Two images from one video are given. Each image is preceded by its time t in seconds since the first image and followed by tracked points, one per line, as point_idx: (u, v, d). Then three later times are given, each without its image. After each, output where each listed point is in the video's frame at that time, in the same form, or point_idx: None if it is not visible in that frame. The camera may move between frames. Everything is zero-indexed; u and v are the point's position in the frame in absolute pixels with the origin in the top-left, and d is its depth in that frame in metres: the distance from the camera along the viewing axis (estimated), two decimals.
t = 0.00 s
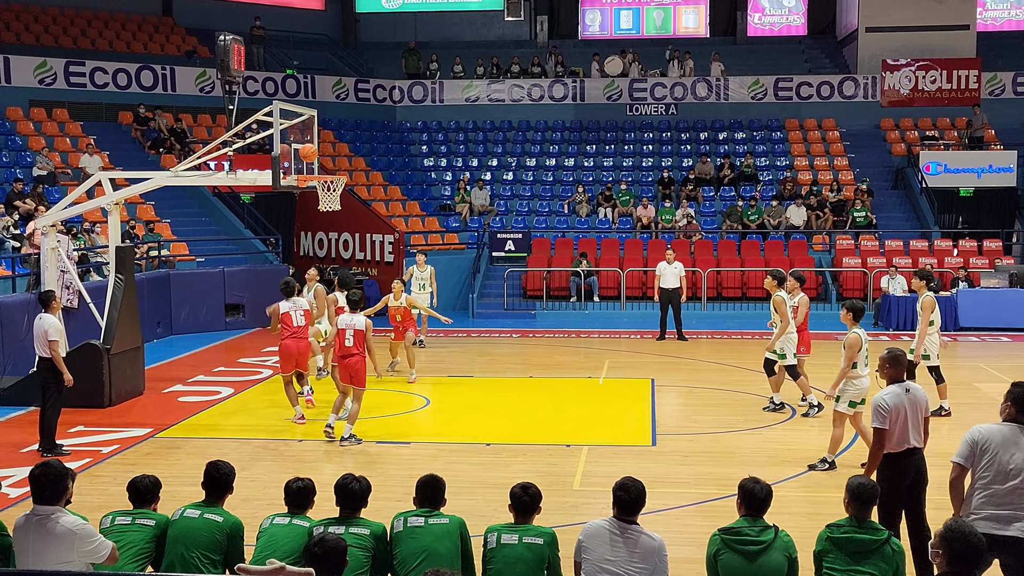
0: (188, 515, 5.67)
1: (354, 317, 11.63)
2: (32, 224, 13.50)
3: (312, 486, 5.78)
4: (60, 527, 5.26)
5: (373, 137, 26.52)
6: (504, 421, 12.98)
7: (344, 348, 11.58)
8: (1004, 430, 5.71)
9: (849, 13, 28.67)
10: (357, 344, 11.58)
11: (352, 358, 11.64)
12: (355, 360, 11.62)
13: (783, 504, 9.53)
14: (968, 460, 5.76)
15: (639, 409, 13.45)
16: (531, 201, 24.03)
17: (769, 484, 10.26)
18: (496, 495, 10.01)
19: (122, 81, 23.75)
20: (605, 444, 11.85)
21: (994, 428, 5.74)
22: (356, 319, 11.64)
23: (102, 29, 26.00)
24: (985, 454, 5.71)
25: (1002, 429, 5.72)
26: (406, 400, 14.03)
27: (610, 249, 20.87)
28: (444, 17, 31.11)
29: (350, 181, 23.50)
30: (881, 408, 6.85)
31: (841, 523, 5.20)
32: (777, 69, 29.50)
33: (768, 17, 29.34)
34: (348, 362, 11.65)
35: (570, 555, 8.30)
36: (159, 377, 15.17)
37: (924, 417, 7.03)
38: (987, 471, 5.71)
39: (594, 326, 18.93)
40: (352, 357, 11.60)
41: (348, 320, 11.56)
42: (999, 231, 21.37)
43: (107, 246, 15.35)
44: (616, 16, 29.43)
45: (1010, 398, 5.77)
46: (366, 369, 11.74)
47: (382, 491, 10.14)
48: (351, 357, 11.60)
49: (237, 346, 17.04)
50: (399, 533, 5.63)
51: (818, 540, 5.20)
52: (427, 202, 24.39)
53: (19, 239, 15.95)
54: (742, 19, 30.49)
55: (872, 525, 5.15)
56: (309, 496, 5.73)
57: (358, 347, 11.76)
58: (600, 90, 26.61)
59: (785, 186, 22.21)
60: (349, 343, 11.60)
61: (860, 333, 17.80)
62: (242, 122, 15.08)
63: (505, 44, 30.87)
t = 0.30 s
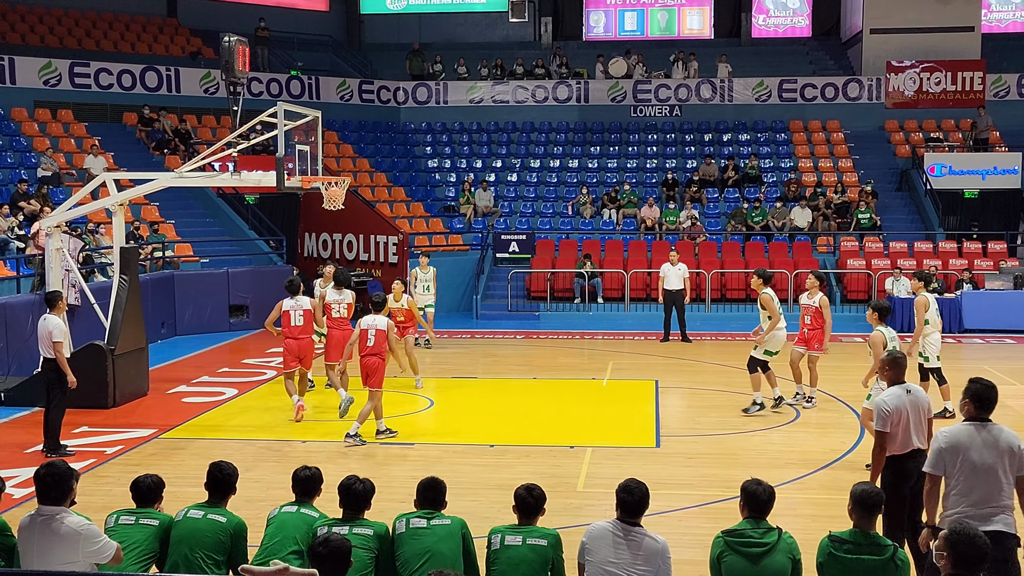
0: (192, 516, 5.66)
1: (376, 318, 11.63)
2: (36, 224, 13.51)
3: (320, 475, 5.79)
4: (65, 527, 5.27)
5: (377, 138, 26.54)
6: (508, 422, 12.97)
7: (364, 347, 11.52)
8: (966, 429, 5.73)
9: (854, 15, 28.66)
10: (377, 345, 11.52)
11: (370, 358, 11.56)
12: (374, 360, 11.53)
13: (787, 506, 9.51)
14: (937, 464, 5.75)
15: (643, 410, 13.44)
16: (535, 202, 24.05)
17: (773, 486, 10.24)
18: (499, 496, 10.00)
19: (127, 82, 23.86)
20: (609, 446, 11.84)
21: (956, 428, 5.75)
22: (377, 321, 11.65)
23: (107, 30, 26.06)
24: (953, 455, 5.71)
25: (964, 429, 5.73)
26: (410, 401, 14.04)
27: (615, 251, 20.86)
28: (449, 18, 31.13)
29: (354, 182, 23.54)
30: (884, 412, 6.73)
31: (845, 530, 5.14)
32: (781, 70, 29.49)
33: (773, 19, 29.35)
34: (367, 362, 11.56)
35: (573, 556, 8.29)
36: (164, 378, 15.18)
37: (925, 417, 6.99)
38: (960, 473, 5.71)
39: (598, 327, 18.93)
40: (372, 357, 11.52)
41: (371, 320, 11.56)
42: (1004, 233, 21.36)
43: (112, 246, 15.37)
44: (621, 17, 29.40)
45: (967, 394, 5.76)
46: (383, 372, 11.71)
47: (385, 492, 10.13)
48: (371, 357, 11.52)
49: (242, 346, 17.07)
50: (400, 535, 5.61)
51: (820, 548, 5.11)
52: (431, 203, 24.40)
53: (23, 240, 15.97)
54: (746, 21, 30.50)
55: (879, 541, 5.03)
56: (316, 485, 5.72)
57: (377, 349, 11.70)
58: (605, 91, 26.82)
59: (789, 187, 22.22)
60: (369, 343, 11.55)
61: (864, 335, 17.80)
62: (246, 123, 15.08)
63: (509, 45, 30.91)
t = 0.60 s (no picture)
0: (191, 516, 5.64)
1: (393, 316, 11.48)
2: (36, 225, 13.50)
3: (310, 413, 6.26)
4: (65, 527, 5.27)
5: (378, 139, 26.55)
6: (509, 423, 12.96)
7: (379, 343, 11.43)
8: (915, 425, 5.82)
9: (855, 16, 28.65)
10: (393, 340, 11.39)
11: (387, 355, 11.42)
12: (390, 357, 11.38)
13: (787, 508, 9.50)
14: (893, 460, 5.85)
15: (643, 411, 13.44)
16: (535, 203, 24.05)
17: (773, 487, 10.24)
18: (499, 497, 10.00)
19: (128, 82, 23.89)
20: (609, 447, 11.84)
21: (905, 426, 5.84)
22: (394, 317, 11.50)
23: (108, 31, 26.05)
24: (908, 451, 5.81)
25: (915, 427, 5.82)
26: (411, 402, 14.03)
27: (615, 251, 20.85)
28: (449, 19, 31.13)
29: (354, 183, 23.56)
30: (884, 408, 6.78)
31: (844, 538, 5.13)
32: (781, 72, 29.44)
33: (774, 20, 29.39)
34: (385, 359, 11.42)
35: (573, 557, 8.29)
36: (164, 379, 15.16)
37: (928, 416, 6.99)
38: (916, 470, 5.82)
39: (599, 328, 18.91)
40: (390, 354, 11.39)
41: (387, 316, 11.46)
42: (1005, 235, 21.34)
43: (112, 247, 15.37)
44: (621, 18, 29.40)
45: (914, 389, 5.82)
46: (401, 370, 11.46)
47: (385, 493, 10.13)
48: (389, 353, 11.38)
49: (242, 347, 17.07)
50: (399, 534, 5.58)
51: (819, 556, 5.11)
52: (432, 204, 24.39)
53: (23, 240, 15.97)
54: (747, 22, 30.52)
55: (879, 552, 5.01)
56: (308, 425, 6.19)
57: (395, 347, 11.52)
58: (605, 92, 26.90)
59: (790, 188, 22.22)
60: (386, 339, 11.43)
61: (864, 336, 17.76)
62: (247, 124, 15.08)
63: (509, 46, 30.91)
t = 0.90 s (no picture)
0: (190, 518, 5.62)
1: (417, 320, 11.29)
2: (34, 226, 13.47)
3: (304, 387, 6.11)
4: (59, 529, 5.22)
5: (376, 140, 26.53)
6: (506, 425, 12.95)
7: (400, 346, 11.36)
8: (877, 421, 6.05)
9: (852, 19, 28.69)
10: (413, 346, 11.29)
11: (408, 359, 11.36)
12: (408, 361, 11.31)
13: (785, 510, 9.49)
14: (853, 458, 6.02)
15: (641, 414, 13.45)
16: (533, 205, 24.07)
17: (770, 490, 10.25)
18: (497, 499, 10.00)
19: (126, 84, 23.87)
20: (607, 449, 11.85)
21: (868, 422, 6.06)
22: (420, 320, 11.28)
23: (106, 32, 26.02)
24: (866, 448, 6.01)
25: (879, 424, 6.04)
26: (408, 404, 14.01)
27: (613, 254, 20.87)
28: (448, 21, 31.15)
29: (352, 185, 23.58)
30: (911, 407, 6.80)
31: (840, 540, 5.13)
32: (780, 74, 29.44)
33: (771, 23, 29.30)
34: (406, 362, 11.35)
35: (570, 560, 8.28)
36: (162, 380, 15.14)
37: (962, 432, 6.63)
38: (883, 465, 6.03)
39: (597, 331, 18.92)
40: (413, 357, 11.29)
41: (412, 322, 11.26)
42: (1002, 238, 21.39)
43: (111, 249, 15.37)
44: (620, 21, 29.42)
45: (869, 386, 6.08)
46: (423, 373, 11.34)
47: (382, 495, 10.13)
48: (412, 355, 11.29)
49: (240, 348, 17.07)
50: (400, 535, 5.50)
51: (815, 559, 5.10)
52: (429, 206, 24.39)
53: (21, 242, 15.95)
54: (745, 25, 30.58)
55: (873, 551, 5.01)
56: (303, 398, 6.06)
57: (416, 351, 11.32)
58: (603, 94, 26.92)
59: (788, 191, 22.27)
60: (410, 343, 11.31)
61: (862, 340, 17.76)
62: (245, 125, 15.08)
63: (507, 48, 30.92)
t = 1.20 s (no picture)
0: (198, 493, 5.62)
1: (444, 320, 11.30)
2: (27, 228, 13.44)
3: (306, 390, 5.96)
4: (43, 530, 5.16)
5: (370, 142, 26.52)
6: (500, 428, 12.94)
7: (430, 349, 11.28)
8: (821, 420, 6.41)
9: (845, 22, 28.76)
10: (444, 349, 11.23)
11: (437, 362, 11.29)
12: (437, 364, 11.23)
13: (777, 513, 9.50)
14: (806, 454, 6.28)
15: (635, 416, 13.44)
16: (527, 207, 24.09)
17: (763, 492, 10.24)
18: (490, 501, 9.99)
19: (119, 85, 23.83)
20: (601, 451, 11.85)
21: (812, 421, 6.41)
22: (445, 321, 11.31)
23: (99, 33, 25.98)
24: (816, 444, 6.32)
25: (822, 422, 6.39)
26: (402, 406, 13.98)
27: (606, 256, 20.87)
28: (441, 23, 31.14)
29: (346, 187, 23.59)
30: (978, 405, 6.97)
31: (831, 539, 5.11)
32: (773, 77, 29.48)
33: (764, 25, 29.35)
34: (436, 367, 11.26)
35: (562, 562, 8.27)
36: (154, 382, 15.11)
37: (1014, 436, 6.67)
38: (826, 461, 6.34)
39: (590, 333, 18.92)
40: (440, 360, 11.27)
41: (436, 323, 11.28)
42: (994, 240, 21.45)
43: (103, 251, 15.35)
44: (613, 23, 29.45)
45: (813, 388, 6.47)
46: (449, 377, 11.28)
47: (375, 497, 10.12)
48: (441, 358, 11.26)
49: (233, 350, 17.05)
50: (393, 539, 5.45)
51: (807, 559, 5.08)
52: (423, 208, 24.38)
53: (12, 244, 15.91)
54: (738, 27, 30.64)
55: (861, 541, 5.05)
56: (303, 400, 5.92)
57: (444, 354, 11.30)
58: (597, 97, 26.91)
59: (781, 193, 22.31)
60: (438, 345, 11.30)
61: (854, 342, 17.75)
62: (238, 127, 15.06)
63: (501, 50, 30.92)
